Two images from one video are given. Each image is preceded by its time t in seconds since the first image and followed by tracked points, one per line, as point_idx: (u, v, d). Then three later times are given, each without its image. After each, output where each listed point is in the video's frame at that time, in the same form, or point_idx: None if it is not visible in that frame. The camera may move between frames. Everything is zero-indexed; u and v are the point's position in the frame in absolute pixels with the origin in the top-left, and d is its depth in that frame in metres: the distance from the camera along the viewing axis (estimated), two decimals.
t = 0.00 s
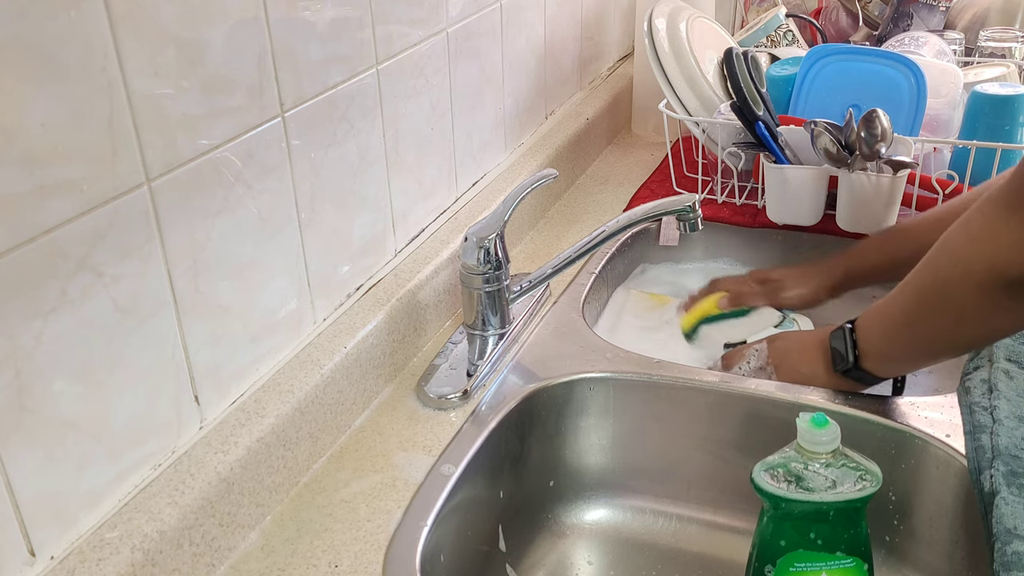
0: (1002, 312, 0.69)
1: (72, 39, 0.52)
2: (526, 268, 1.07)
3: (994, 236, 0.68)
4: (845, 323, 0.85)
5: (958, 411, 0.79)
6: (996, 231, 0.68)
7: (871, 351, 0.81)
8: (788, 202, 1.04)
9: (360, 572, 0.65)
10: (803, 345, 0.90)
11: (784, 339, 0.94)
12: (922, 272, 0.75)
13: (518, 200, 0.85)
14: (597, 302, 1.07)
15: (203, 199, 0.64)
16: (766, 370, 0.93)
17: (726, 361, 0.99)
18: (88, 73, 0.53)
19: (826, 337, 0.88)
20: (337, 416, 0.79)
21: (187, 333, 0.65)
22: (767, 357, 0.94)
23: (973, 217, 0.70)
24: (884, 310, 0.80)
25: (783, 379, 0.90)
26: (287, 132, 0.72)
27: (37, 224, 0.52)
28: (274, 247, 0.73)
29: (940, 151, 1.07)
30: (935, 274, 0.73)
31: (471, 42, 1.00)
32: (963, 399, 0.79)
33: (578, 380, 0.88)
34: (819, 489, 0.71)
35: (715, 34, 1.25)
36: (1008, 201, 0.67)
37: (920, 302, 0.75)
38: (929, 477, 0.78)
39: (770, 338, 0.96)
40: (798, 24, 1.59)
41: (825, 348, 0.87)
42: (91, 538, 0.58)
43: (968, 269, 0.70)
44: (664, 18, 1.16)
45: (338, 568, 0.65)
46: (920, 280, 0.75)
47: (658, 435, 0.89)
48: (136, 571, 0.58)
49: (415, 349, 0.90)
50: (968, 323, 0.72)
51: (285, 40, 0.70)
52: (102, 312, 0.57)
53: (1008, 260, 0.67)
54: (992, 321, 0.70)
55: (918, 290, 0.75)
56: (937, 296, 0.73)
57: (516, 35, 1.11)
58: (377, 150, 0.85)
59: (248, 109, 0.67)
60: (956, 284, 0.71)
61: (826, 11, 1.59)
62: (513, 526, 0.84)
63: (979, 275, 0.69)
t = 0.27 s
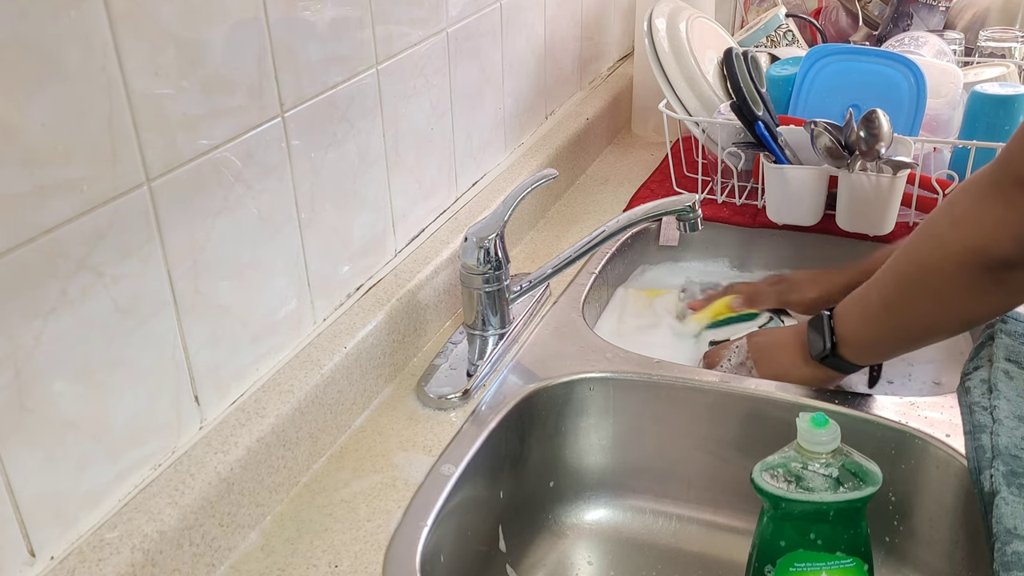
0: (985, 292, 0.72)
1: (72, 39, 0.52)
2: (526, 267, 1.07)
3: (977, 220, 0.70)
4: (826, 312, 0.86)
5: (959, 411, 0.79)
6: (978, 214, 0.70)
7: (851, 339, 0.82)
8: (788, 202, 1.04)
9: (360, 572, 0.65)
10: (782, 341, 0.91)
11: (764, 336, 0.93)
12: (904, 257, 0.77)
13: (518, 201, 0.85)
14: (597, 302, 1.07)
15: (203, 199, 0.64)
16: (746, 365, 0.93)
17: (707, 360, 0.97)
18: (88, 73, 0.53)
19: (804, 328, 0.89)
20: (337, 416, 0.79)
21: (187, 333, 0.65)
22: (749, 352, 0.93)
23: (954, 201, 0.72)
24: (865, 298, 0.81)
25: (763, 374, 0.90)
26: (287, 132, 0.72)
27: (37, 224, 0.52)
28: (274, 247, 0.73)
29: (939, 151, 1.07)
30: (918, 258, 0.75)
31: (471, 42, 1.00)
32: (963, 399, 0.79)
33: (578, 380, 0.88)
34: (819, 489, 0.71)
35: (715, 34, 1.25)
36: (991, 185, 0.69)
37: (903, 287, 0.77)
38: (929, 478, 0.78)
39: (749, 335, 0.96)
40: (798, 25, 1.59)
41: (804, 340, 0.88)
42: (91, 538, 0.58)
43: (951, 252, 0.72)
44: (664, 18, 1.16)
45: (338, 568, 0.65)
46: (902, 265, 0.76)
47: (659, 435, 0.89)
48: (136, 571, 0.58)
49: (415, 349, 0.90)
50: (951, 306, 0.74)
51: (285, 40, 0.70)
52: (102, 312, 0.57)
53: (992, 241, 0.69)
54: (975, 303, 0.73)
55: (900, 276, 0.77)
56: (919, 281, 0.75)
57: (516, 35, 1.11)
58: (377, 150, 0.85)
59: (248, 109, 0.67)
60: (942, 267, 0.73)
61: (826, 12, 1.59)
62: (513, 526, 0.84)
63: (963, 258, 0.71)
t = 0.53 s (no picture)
0: (989, 300, 0.72)
1: (72, 39, 0.52)
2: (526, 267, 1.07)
3: (988, 227, 0.70)
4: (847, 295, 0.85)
5: (959, 411, 0.79)
6: (990, 220, 0.70)
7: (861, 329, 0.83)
8: (788, 202, 1.04)
9: (360, 573, 0.65)
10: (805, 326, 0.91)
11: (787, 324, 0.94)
12: (916, 257, 0.77)
13: (519, 200, 0.85)
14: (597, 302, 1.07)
15: (203, 199, 0.64)
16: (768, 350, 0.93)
17: (730, 341, 0.99)
18: (88, 73, 0.53)
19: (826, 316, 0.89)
20: (337, 416, 0.79)
21: (187, 332, 0.65)
22: (772, 339, 0.93)
23: (969, 205, 0.72)
24: (875, 292, 0.82)
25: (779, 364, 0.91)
26: (287, 132, 0.72)
27: (37, 224, 0.52)
28: (274, 247, 0.73)
29: (939, 151, 1.07)
30: (929, 260, 0.75)
31: (471, 42, 1.00)
32: (963, 399, 0.79)
33: (578, 380, 0.88)
34: (819, 489, 0.71)
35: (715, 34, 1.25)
36: (1005, 194, 0.69)
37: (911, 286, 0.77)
38: (929, 478, 0.78)
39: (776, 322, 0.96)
40: (798, 25, 1.59)
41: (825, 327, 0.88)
42: (91, 538, 0.58)
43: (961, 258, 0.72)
44: (664, 18, 1.16)
45: (338, 568, 0.65)
46: (914, 266, 0.77)
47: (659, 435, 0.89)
48: (136, 571, 0.58)
49: (415, 349, 0.90)
50: (955, 310, 0.74)
51: (285, 40, 0.70)
52: (102, 312, 0.57)
53: (999, 249, 0.69)
54: (978, 309, 0.73)
55: (910, 275, 0.77)
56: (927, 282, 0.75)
57: (516, 36, 1.11)
58: (377, 150, 0.85)
59: (248, 109, 0.67)
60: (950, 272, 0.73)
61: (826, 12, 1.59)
62: (513, 526, 0.84)
63: (968, 263, 0.71)
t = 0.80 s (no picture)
0: (998, 309, 0.74)
1: (73, 39, 0.52)
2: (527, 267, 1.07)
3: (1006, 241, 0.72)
4: (835, 294, 0.88)
5: (959, 411, 0.79)
6: (1006, 233, 0.72)
7: (863, 325, 0.85)
8: (788, 201, 1.04)
9: (360, 573, 0.65)
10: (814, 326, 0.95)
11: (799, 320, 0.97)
12: (928, 260, 0.79)
13: (519, 200, 0.85)
14: (597, 302, 1.07)
15: (203, 199, 0.64)
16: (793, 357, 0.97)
17: (753, 349, 1.01)
18: (88, 73, 0.53)
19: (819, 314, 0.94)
20: (337, 416, 0.79)
21: (187, 332, 0.65)
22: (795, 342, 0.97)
23: (986, 215, 0.74)
24: (879, 293, 0.83)
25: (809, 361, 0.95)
26: (287, 132, 0.72)
27: (37, 224, 0.52)
28: (274, 247, 0.73)
29: (940, 151, 1.07)
30: (942, 265, 0.77)
31: (471, 42, 1.00)
32: (963, 399, 0.79)
33: (578, 380, 0.88)
34: (819, 489, 0.72)
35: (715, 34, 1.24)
36: None
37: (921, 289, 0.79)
38: (929, 478, 0.78)
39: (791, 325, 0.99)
40: (798, 25, 1.59)
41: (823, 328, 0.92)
42: (91, 538, 0.58)
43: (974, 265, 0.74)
44: (664, 18, 1.16)
45: (338, 568, 0.65)
46: (926, 268, 0.79)
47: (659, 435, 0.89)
48: (136, 571, 0.58)
49: (415, 349, 0.90)
50: (962, 316, 0.76)
51: (285, 40, 0.70)
52: (102, 312, 0.57)
53: (1015, 261, 0.71)
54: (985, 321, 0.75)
55: (921, 279, 0.79)
56: (942, 288, 0.77)
57: (516, 35, 1.11)
58: (377, 150, 0.85)
59: (248, 109, 0.67)
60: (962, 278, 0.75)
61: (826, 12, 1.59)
62: (513, 526, 0.84)
63: (986, 273, 0.73)
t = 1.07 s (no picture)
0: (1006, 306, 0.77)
1: (72, 39, 0.52)
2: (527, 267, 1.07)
3: (1005, 243, 0.74)
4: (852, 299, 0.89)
5: (959, 411, 0.79)
6: (1003, 236, 0.75)
7: (875, 333, 0.86)
8: (788, 201, 1.04)
9: (360, 573, 0.65)
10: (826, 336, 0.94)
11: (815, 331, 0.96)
12: (931, 265, 0.81)
13: (519, 200, 0.85)
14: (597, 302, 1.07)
15: (203, 199, 0.64)
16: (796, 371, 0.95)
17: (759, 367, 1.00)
18: (88, 73, 0.53)
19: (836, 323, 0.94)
20: (337, 416, 0.79)
21: (187, 332, 0.65)
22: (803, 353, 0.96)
23: (983, 221, 0.77)
24: (886, 299, 0.85)
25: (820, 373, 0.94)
26: (287, 132, 0.72)
27: (37, 224, 0.52)
28: (274, 247, 0.73)
29: (940, 151, 1.07)
30: (945, 269, 0.80)
31: (471, 42, 1.00)
32: (963, 399, 0.79)
33: (578, 380, 0.88)
34: (819, 489, 0.71)
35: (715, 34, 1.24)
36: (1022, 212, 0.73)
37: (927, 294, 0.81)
38: (929, 478, 0.78)
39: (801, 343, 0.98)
40: (798, 25, 1.59)
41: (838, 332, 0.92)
42: (91, 538, 0.58)
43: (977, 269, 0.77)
44: (664, 18, 1.16)
45: (338, 568, 0.65)
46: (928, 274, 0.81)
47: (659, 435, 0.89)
48: (136, 571, 0.58)
49: (415, 349, 0.90)
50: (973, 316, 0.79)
51: (285, 40, 0.70)
52: (102, 312, 0.57)
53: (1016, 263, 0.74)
54: (996, 319, 0.78)
55: (925, 284, 0.81)
56: (949, 288, 0.79)
57: (516, 36, 1.11)
58: (377, 150, 0.85)
59: (248, 109, 0.67)
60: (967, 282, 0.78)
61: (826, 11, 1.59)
62: (513, 527, 0.84)
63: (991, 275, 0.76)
